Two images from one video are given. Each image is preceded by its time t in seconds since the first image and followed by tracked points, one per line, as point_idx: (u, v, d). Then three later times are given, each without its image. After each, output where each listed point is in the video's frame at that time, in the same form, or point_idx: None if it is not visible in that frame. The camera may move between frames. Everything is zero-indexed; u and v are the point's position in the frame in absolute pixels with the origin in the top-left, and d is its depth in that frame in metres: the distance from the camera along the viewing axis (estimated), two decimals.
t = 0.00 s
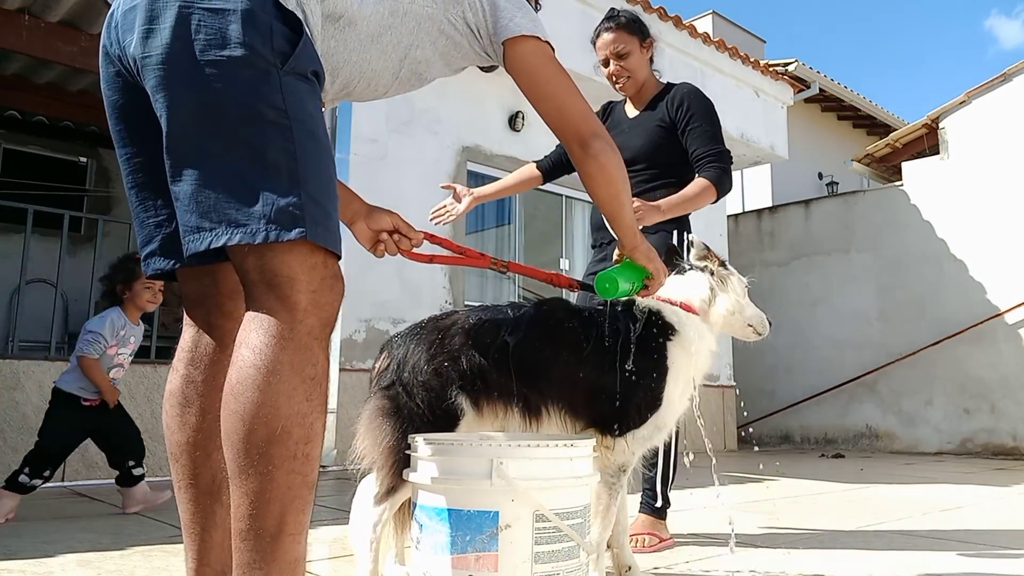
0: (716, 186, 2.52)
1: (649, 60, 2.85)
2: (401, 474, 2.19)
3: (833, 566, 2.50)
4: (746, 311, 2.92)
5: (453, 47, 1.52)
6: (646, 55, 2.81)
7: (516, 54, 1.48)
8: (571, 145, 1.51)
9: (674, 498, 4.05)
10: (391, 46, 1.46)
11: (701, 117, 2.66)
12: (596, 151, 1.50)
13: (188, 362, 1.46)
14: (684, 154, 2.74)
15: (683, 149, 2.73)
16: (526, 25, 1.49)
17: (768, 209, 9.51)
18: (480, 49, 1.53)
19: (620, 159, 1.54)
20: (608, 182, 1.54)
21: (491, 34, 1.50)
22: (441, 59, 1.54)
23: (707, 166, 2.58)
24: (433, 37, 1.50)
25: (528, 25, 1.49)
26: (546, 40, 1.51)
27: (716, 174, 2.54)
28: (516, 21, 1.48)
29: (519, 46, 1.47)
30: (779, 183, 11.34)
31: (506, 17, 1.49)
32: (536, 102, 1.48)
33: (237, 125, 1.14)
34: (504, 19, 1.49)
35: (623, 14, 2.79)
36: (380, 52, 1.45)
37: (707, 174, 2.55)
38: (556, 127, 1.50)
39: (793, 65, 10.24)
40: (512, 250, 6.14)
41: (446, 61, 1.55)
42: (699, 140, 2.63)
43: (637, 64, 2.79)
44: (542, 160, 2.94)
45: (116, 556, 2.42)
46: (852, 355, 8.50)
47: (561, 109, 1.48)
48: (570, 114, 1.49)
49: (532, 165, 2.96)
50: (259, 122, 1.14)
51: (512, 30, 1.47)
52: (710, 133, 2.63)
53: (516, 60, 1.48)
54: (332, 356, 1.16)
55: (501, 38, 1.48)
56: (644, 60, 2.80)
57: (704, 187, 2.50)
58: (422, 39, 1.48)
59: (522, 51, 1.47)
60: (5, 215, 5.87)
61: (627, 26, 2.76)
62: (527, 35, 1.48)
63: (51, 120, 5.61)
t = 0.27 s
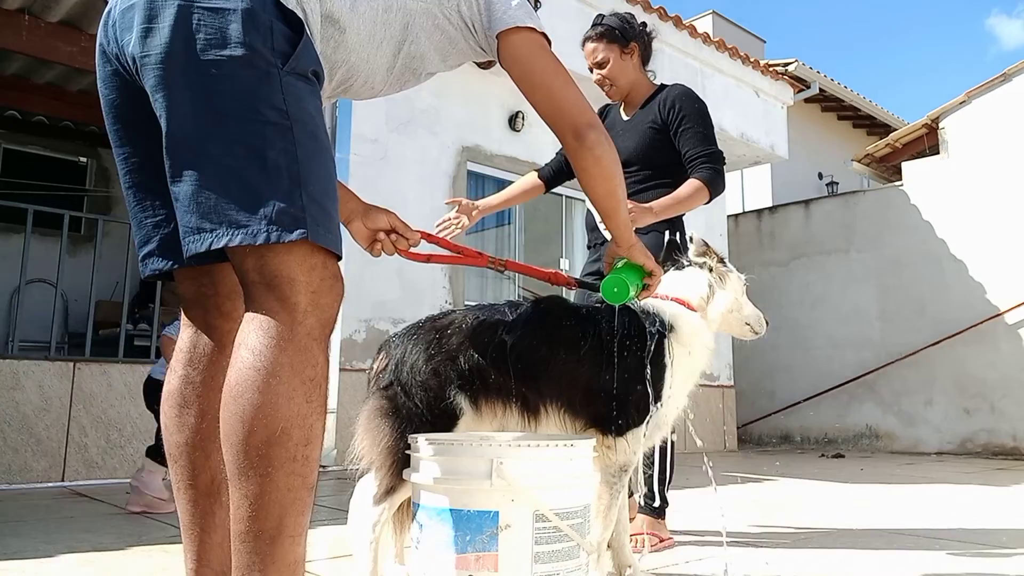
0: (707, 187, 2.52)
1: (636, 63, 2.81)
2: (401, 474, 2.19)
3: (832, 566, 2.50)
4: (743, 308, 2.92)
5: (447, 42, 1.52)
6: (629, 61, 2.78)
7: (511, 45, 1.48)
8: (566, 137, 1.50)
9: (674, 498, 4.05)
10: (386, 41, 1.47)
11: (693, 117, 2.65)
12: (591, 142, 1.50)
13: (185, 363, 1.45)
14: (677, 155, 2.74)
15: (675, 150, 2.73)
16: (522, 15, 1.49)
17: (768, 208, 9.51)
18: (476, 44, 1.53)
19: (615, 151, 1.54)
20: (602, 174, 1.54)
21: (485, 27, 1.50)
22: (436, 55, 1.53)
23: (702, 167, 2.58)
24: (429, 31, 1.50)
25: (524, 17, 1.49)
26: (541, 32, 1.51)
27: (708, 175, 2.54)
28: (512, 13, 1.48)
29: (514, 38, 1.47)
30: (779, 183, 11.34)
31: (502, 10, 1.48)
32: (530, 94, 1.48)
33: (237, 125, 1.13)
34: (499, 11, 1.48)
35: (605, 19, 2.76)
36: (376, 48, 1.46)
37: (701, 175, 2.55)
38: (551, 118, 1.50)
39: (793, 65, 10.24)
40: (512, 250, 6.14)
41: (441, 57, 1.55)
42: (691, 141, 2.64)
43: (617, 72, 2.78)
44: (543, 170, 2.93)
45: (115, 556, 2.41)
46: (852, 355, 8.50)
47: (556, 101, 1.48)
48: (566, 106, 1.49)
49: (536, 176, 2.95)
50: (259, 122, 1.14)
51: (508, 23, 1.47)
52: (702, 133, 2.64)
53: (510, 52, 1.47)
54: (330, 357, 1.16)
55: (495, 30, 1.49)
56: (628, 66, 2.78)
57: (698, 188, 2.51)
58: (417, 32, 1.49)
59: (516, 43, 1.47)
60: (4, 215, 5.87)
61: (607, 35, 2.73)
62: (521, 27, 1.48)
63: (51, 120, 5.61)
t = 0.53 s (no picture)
0: (684, 183, 2.52)
1: (609, 70, 2.80)
2: (401, 475, 2.19)
3: (832, 566, 2.50)
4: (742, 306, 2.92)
5: (446, 38, 1.53)
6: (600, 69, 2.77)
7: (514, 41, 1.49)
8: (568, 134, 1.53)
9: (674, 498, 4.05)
10: (383, 36, 1.45)
11: (668, 116, 2.67)
12: (594, 139, 1.54)
13: (182, 363, 1.45)
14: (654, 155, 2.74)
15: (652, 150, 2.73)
16: (520, 12, 1.49)
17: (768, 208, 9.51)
18: (475, 40, 1.55)
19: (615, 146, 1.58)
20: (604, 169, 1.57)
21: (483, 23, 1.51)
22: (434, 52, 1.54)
23: (678, 164, 2.59)
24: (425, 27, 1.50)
25: (520, 13, 1.49)
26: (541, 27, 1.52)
27: (685, 170, 2.55)
28: (510, 9, 1.48)
29: (516, 34, 1.48)
30: (779, 183, 11.34)
31: (501, 7, 1.49)
32: (534, 90, 1.49)
33: (231, 124, 1.13)
34: (498, 7, 1.49)
35: (575, 29, 2.79)
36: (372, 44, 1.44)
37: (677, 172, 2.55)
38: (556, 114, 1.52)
39: (793, 65, 10.24)
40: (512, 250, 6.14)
41: (439, 53, 1.56)
42: (667, 139, 2.65)
43: (589, 80, 2.78)
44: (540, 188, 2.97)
45: (115, 556, 2.41)
46: (852, 355, 8.50)
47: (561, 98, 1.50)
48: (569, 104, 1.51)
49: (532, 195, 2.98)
50: (253, 121, 1.13)
51: (505, 21, 1.48)
52: (677, 131, 2.65)
53: (513, 48, 1.48)
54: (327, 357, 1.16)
55: (494, 27, 1.49)
56: (600, 72, 2.79)
57: (672, 185, 2.51)
58: (414, 28, 1.48)
59: (519, 39, 1.48)
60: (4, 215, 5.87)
61: (575, 45, 2.76)
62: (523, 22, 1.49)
63: (51, 120, 5.60)
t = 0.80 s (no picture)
0: (655, 185, 2.64)
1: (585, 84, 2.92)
2: (401, 475, 2.19)
3: (831, 566, 2.50)
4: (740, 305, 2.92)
5: (442, 33, 1.53)
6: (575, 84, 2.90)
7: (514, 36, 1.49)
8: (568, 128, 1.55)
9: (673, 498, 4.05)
10: (380, 31, 1.45)
11: (641, 119, 2.82)
12: (593, 134, 1.57)
13: (175, 365, 1.45)
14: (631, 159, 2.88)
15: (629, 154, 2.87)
16: (516, 8, 1.49)
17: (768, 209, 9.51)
18: (471, 36, 1.56)
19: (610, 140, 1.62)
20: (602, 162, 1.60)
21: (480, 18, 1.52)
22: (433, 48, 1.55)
23: (653, 163, 2.72)
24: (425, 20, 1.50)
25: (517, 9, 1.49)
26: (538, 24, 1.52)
27: (656, 170, 2.68)
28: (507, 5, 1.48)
29: (515, 31, 1.48)
30: (779, 183, 11.34)
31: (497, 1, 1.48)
32: (535, 86, 1.50)
33: (228, 122, 1.13)
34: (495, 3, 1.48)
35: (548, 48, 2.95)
36: (369, 40, 1.44)
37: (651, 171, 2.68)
38: (557, 111, 1.53)
39: (793, 65, 10.24)
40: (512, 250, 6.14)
41: (436, 48, 1.56)
42: (640, 140, 2.79)
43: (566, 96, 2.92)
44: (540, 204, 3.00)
45: (114, 556, 2.41)
46: (852, 355, 8.50)
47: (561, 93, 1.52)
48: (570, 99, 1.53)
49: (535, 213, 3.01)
50: (250, 118, 1.13)
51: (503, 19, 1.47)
52: (650, 133, 2.79)
53: (513, 46, 1.48)
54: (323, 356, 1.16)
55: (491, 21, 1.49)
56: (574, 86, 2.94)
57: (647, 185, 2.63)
58: (411, 23, 1.49)
59: (518, 35, 1.48)
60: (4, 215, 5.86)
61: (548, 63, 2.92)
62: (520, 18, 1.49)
63: (51, 120, 5.60)
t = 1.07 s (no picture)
0: (643, 184, 2.71)
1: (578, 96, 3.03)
2: (401, 475, 2.19)
3: (831, 566, 2.50)
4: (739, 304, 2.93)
5: (435, 28, 1.52)
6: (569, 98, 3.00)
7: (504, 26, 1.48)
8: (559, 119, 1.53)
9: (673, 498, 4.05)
10: (373, 27, 1.45)
11: (628, 121, 2.90)
12: (585, 125, 1.54)
13: (170, 366, 1.44)
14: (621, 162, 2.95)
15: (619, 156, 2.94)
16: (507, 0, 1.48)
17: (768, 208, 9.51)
18: (463, 29, 1.53)
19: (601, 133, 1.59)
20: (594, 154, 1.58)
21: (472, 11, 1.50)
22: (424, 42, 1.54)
23: (642, 162, 2.79)
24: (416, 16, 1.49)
25: None
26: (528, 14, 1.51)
27: (646, 168, 2.75)
28: None
29: (507, 22, 1.47)
30: (779, 183, 11.34)
31: None
32: (526, 75, 1.48)
33: (224, 121, 1.13)
34: None
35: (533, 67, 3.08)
36: (360, 37, 1.45)
37: (640, 170, 2.74)
38: (550, 101, 1.51)
39: (793, 65, 10.24)
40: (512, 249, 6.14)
41: (428, 44, 1.55)
42: (629, 141, 2.87)
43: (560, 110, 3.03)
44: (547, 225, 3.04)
45: (114, 556, 2.41)
46: (852, 355, 8.50)
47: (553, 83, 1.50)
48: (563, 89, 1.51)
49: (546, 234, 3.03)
50: (246, 118, 1.13)
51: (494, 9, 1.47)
52: (638, 134, 2.87)
53: (504, 35, 1.47)
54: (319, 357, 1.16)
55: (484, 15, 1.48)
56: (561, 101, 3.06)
57: (637, 185, 2.70)
58: (405, 17, 1.48)
59: (510, 25, 1.47)
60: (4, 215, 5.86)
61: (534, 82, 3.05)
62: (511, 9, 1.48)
63: (51, 120, 5.60)
